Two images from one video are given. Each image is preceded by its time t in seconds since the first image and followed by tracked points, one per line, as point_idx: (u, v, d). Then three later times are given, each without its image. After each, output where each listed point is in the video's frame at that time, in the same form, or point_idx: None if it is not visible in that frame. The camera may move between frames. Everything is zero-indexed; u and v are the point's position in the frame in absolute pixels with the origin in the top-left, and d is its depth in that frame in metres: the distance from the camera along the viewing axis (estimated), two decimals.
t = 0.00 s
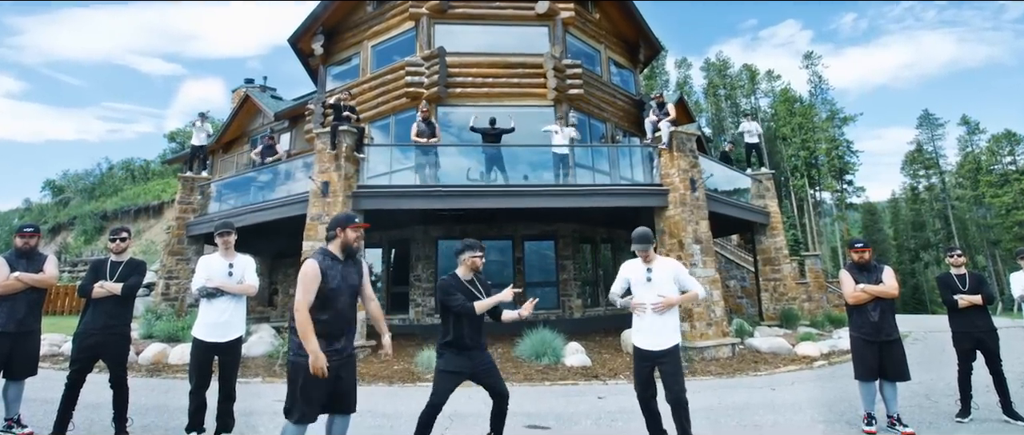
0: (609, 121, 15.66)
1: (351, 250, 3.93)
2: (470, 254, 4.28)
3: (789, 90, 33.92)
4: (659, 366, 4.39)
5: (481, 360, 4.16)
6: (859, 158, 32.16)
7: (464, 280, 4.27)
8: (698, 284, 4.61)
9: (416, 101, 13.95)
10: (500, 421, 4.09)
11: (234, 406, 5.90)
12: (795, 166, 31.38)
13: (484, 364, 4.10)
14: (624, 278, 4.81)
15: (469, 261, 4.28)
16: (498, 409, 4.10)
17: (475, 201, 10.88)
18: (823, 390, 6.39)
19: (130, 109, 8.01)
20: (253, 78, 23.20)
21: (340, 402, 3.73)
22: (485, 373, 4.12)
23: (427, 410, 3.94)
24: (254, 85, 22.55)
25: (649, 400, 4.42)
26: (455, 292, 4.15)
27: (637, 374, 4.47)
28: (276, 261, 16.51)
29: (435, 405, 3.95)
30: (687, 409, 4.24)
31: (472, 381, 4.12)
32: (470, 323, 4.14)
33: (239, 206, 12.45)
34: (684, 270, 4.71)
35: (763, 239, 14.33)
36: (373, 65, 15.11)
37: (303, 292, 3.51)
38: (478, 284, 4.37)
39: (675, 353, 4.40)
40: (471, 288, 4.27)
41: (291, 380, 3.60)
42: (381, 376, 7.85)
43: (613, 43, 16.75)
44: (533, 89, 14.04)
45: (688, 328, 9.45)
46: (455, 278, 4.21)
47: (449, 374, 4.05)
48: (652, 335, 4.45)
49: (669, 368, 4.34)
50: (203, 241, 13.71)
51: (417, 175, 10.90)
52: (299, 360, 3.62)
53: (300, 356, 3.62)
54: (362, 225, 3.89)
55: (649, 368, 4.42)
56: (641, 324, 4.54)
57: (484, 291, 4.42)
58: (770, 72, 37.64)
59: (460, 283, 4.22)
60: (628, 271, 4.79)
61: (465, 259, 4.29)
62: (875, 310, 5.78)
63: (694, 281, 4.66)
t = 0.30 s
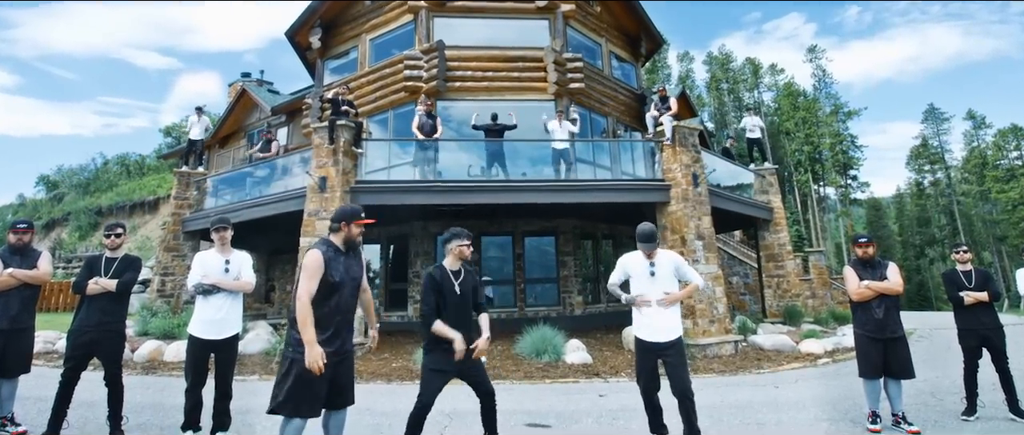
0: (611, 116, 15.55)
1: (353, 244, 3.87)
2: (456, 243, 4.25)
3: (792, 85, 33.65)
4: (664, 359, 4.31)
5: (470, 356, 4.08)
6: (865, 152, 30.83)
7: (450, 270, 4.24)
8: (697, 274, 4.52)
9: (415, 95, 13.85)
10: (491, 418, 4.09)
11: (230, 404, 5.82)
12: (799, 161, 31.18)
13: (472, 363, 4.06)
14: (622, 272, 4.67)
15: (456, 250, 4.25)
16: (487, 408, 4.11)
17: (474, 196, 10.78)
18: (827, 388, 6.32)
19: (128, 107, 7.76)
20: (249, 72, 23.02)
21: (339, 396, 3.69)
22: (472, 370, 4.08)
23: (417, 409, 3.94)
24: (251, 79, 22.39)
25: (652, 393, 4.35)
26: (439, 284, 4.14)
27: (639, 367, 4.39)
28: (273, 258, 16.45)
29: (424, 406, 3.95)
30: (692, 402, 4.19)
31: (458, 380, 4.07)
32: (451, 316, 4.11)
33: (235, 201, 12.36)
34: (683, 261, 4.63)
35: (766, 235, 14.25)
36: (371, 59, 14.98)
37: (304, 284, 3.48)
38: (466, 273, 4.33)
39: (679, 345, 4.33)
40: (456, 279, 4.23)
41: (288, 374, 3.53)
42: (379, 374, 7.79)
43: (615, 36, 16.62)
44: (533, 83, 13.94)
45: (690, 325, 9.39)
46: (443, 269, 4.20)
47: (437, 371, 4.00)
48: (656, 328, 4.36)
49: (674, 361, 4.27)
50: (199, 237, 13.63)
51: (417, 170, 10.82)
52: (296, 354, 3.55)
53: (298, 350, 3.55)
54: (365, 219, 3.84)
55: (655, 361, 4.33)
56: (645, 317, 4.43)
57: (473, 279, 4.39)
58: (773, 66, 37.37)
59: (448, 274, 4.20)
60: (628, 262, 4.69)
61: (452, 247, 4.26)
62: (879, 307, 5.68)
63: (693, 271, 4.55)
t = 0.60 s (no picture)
0: (612, 110, 15.43)
1: (358, 239, 3.82)
2: (447, 228, 4.10)
3: (795, 79, 33.44)
4: (666, 359, 4.25)
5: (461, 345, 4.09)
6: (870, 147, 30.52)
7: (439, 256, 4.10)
8: (709, 274, 4.45)
9: (414, 89, 13.74)
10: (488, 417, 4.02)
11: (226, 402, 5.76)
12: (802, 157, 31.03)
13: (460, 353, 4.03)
14: (633, 267, 4.64)
15: (447, 235, 4.11)
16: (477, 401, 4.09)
17: (474, 192, 10.69)
18: (831, 385, 6.26)
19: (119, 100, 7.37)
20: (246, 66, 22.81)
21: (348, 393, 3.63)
22: (460, 359, 4.05)
23: (408, 403, 3.88)
24: (246, 73, 22.23)
25: (653, 393, 4.29)
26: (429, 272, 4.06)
27: (642, 366, 4.32)
28: (270, 254, 16.39)
29: (415, 400, 3.90)
30: (693, 403, 4.10)
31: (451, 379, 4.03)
32: (439, 305, 4.05)
33: (232, 196, 12.27)
34: (695, 259, 4.55)
35: (769, 231, 14.17)
36: (369, 53, 14.85)
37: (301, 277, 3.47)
38: (456, 258, 4.21)
39: (683, 344, 4.24)
40: (445, 266, 4.12)
41: (296, 368, 3.50)
42: (378, 372, 7.74)
43: (616, 30, 16.47)
44: (533, 77, 13.83)
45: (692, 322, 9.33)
46: (429, 253, 4.08)
47: (429, 364, 3.95)
48: (659, 325, 4.30)
49: (678, 362, 4.19)
50: (195, 233, 13.56)
51: (415, 165, 10.72)
52: (304, 349, 3.52)
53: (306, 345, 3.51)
54: (368, 214, 3.77)
55: (657, 360, 4.27)
56: (650, 314, 4.37)
57: (462, 263, 4.27)
58: (776, 59, 37.03)
59: (433, 258, 4.09)
60: (639, 259, 4.64)
61: (444, 231, 4.11)
62: (884, 304, 5.60)
63: (705, 271, 4.48)
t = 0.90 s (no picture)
0: (613, 105, 15.32)
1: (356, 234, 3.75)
2: (447, 219, 4.06)
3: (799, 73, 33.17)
4: (664, 356, 4.19)
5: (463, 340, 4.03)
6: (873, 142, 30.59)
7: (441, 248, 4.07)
8: (714, 272, 4.31)
9: (413, 83, 13.64)
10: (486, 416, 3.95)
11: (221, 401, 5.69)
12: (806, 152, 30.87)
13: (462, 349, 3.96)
14: (641, 264, 4.64)
15: (448, 227, 4.06)
16: (478, 398, 3.97)
17: (474, 187, 10.61)
18: (834, 383, 6.20)
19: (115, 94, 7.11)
20: (243, 60, 22.63)
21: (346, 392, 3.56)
22: (462, 356, 3.99)
23: (407, 398, 3.82)
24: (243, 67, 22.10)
25: (655, 392, 4.23)
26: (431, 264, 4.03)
27: (643, 364, 4.29)
28: (267, 251, 16.30)
29: (413, 396, 3.83)
30: (693, 401, 4.03)
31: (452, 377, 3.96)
32: (442, 301, 4.01)
33: (228, 192, 12.18)
34: (700, 257, 4.39)
35: (773, 227, 14.08)
36: (368, 46, 14.72)
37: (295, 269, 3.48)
38: (458, 250, 4.16)
39: (683, 342, 4.15)
40: (447, 258, 4.08)
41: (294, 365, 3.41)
42: (376, 370, 7.67)
43: (617, 23, 16.34)
44: (533, 71, 13.73)
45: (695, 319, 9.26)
46: (430, 246, 4.05)
47: (429, 360, 3.90)
48: (658, 322, 4.25)
49: (676, 360, 4.11)
50: (191, 229, 13.48)
51: (414, 160, 10.64)
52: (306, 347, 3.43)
53: (307, 342, 3.44)
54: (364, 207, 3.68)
55: (656, 357, 4.23)
56: (651, 310, 4.35)
57: (465, 256, 4.22)
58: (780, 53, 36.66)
59: (434, 251, 4.05)
60: (646, 254, 4.61)
61: (444, 223, 4.07)
62: (888, 301, 5.52)
63: (710, 270, 4.35)
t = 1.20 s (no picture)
0: (614, 99, 15.21)
1: (352, 235, 3.67)
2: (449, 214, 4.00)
3: (803, 66, 32.89)
4: (665, 354, 4.10)
5: (467, 338, 3.97)
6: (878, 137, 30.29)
7: (445, 245, 4.03)
8: (710, 269, 4.20)
9: (411, 77, 13.54)
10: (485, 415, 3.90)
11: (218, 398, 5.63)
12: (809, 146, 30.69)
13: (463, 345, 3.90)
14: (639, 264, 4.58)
15: (450, 224, 3.99)
16: (480, 398, 3.93)
17: (474, 183, 10.53)
18: (839, 381, 6.13)
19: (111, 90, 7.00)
20: (239, 54, 22.46)
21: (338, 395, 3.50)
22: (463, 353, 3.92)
23: (409, 397, 3.84)
24: (241, 61, 21.95)
25: (658, 391, 4.12)
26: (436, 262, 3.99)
27: (643, 364, 4.19)
28: (264, 247, 16.23)
29: (416, 394, 3.84)
30: (693, 399, 3.95)
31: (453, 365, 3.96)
32: (442, 297, 3.96)
33: (225, 187, 12.10)
34: (695, 254, 4.31)
35: (776, 223, 14.01)
36: (366, 40, 14.61)
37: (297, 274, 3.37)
38: (462, 247, 4.08)
39: (684, 341, 4.07)
40: (451, 256, 4.02)
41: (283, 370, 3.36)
42: (375, 367, 7.62)
43: (619, 17, 16.22)
44: (533, 65, 13.62)
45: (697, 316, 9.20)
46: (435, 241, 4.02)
47: (430, 357, 3.89)
48: (656, 319, 4.17)
49: (676, 357, 4.02)
50: (187, 225, 13.41)
51: (412, 155, 10.54)
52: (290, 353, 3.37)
53: (292, 347, 3.38)
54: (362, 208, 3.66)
55: (656, 356, 4.14)
56: (650, 310, 4.26)
57: (470, 253, 4.11)
58: (784, 47, 36.24)
59: (439, 248, 4.01)
60: (644, 252, 4.55)
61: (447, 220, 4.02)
62: (893, 298, 5.43)
63: (706, 267, 4.25)
